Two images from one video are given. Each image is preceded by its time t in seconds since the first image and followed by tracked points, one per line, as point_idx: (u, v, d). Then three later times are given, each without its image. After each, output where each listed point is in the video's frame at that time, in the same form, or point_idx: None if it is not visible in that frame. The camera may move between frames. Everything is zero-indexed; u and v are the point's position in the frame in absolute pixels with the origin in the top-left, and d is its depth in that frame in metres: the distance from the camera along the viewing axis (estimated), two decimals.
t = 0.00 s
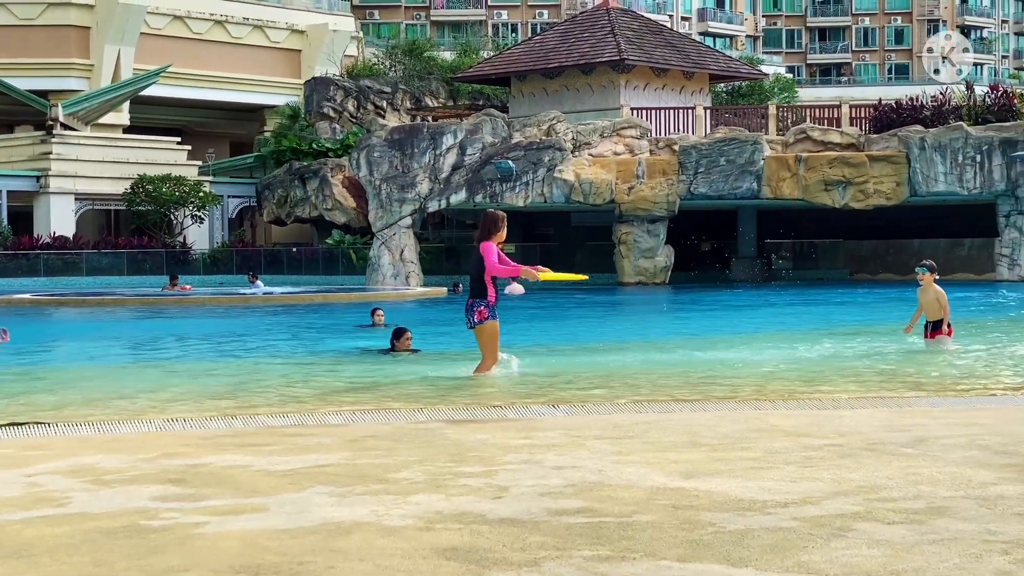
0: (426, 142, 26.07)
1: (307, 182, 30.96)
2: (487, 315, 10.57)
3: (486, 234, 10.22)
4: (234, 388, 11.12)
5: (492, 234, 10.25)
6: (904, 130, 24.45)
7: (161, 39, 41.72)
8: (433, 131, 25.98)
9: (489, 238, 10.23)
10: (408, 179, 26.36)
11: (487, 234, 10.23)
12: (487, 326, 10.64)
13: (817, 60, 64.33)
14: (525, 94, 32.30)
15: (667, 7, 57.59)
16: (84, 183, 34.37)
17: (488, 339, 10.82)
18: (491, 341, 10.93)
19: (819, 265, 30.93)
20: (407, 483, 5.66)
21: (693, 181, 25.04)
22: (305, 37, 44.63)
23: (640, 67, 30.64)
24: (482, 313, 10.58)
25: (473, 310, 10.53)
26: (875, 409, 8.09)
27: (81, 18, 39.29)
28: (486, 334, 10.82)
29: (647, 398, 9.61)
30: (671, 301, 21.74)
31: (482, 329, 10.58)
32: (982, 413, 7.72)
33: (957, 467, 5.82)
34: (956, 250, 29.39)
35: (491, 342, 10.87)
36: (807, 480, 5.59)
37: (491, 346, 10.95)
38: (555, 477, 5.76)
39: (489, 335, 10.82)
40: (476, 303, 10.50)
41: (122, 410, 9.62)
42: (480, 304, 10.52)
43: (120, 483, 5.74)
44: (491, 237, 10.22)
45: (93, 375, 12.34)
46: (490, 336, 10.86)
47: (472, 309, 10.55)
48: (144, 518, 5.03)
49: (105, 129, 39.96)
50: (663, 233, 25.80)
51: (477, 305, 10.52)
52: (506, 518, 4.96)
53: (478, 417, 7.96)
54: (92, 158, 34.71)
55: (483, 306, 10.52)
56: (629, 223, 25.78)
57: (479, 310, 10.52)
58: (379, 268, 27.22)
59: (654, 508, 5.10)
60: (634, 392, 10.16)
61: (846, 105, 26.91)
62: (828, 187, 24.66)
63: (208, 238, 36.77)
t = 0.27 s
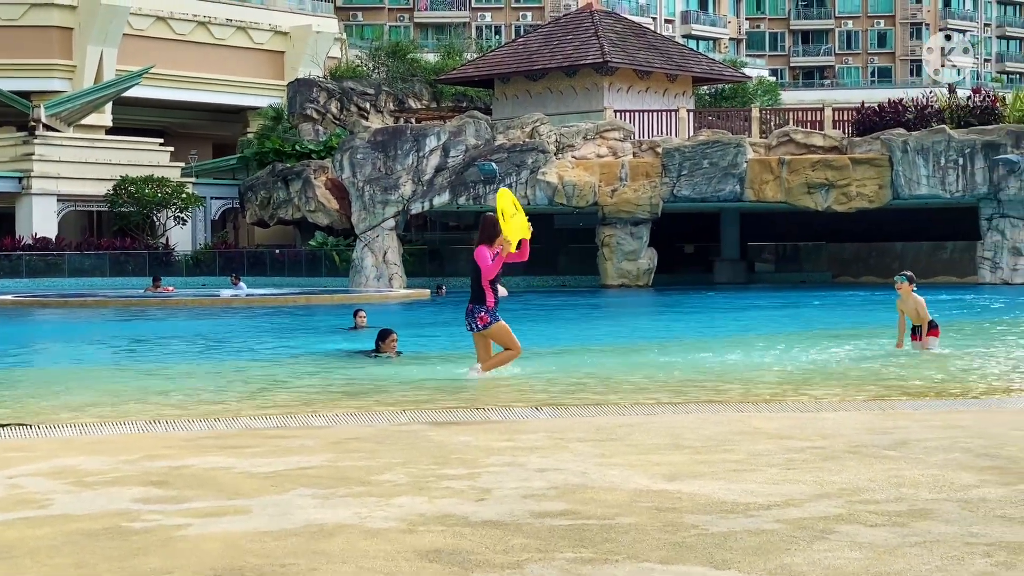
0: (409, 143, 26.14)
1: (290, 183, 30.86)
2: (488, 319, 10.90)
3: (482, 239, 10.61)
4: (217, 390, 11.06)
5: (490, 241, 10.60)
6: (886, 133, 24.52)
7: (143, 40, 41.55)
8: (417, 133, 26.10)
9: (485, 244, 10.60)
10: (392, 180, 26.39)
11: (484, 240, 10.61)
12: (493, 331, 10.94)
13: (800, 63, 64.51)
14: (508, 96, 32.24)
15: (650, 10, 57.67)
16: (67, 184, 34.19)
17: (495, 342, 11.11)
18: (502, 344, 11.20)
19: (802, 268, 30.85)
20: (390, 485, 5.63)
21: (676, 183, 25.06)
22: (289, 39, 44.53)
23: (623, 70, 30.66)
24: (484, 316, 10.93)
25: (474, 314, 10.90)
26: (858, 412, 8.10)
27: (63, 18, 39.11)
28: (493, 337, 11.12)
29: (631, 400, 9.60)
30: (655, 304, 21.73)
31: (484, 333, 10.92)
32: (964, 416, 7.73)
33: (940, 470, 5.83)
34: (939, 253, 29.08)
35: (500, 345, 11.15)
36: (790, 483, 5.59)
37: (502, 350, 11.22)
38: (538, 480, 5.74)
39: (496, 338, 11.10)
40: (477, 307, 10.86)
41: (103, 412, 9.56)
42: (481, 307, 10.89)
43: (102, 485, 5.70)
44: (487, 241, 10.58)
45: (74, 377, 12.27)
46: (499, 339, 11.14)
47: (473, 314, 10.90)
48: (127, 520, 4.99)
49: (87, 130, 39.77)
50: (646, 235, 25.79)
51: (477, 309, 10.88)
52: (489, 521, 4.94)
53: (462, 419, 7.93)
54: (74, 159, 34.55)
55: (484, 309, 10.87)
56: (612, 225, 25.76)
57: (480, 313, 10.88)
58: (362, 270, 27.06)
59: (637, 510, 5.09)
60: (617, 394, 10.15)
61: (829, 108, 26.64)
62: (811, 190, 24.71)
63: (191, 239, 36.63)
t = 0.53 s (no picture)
0: (398, 144, 25.99)
1: (279, 184, 30.79)
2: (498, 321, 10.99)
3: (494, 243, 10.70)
4: (206, 391, 11.04)
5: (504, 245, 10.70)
6: (874, 135, 24.58)
7: (132, 40, 41.43)
8: (405, 134, 25.92)
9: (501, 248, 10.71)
10: (381, 181, 26.31)
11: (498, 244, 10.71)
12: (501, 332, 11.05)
13: (789, 64, 64.74)
14: (497, 97, 32.25)
15: (640, 11, 57.79)
16: (56, 184, 34.10)
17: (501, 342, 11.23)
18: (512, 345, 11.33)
19: (790, 268, 30.91)
20: (379, 486, 5.62)
21: (665, 185, 25.08)
22: (278, 39, 44.45)
23: (612, 71, 30.69)
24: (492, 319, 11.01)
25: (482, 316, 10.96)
26: (845, 413, 8.11)
27: (52, 18, 38.99)
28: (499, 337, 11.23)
29: (620, 401, 9.61)
30: (643, 305, 21.75)
31: (492, 334, 11.00)
32: (950, 416, 7.76)
33: (927, 471, 5.84)
34: (926, 255, 29.19)
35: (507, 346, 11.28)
36: (779, 484, 5.59)
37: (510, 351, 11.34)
38: (527, 480, 5.74)
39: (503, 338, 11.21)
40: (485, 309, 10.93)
41: (92, 413, 9.52)
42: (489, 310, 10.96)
43: (90, 485, 5.68)
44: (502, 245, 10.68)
45: (62, 377, 12.22)
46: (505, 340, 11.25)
47: (481, 317, 10.96)
48: (115, 520, 4.97)
49: (76, 130, 39.65)
50: (635, 236, 25.80)
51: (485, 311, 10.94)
52: (478, 521, 4.94)
53: (450, 420, 7.93)
54: (63, 159, 34.45)
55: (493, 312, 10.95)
56: (601, 227, 25.77)
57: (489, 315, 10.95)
58: (351, 270, 27.20)
59: (626, 511, 5.09)
60: (606, 395, 10.17)
61: (818, 110, 26.91)
62: (799, 192, 24.78)
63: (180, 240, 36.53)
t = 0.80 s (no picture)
0: (392, 143, 26.08)
1: (273, 183, 30.76)
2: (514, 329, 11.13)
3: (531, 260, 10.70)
4: (200, 389, 11.03)
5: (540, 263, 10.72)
6: (869, 134, 24.58)
7: (126, 39, 41.39)
8: (400, 133, 26.04)
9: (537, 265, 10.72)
10: (375, 181, 26.35)
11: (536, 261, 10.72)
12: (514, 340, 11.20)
13: (783, 64, 64.80)
14: (492, 97, 32.27)
15: (635, 11, 57.83)
16: (50, 183, 34.04)
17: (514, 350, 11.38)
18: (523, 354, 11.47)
19: (785, 268, 30.86)
20: (373, 485, 5.62)
21: (659, 185, 25.09)
22: (272, 38, 44.41)
23: (607, 71, 30.68)
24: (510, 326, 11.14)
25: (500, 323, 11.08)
26: (839, 413, 8.12)
27: (47, 17, 38.94)
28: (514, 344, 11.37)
29: (615, 400, 9.61)
30: (638, 305, 21.75)
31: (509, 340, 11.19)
32: (943, 416, 7.77)
33: (921, 471, 5.85)
34: (921, 255, 29.30)
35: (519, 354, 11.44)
36: (773, 484, 5.60)
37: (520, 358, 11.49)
38: (520, 479, 5.74)
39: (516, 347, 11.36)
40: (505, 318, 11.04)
41: (86, 411, 9.51)
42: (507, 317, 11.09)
43: (84, 484, 5.67)
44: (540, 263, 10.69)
45: (57, 376, 12.20)
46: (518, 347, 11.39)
47: (500, 324, 11.07)
48: (109, 518, 4.96)
49: (70, 129, 39.59)
50: (629, 236, 25.82)
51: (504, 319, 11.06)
52: (472, 520, 4.93)
53: (444, 419, 7.93)
54: (57, 158, 34.40)
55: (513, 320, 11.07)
56: (595, 226, 25.80)
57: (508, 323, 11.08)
58: (345, 269, 27.09)
59: (620, 511, 5.08)
60: (601, 395, 10.17)
61: (813, 110, 26.95)
62: (794, 192, 24.78)
63: (174, 239, 36.49)
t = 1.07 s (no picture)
0: (392, 141, 26.06)
1: (273, 180, 30.77)
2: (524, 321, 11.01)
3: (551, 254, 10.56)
4: (200, 387, 11.02)
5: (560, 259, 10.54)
6: (869, 133, 24.59)
7: (126, 36, 41.37)
8: (399, 131, 25.98)
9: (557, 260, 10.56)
10: (375, 179, 26.34)
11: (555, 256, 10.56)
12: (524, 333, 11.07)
13: (783, 62, 64.74)
14: (492, 94, 32.24)
15: (634, 9, 57.79)
16: (50, 180, 34.03)
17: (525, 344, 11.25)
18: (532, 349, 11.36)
19: (784, 266, 30.89)
20: (372, 483, 5.62)
21: (659, 183, 25.09)
22: (272, 36, 44.41)
23: (607, 69, 30.67)
24: (522, 317, 11.02)
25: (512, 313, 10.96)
26: (838, 412, 8.11)
27: (47, 14, 38.91)
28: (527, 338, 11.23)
29: (614, 398, 9.61)
30: (638, 303, 21.74)
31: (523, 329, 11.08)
32: (944, 415, 7.76)
33: (921, 470, 5.85)
34: (920, 254, 29.49)
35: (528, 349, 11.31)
36: (772, 482, 5.59)
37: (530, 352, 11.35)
38: (519, 477, 5.73)
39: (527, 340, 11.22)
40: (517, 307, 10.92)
41: (86, 409, 9.51)
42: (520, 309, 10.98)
43: (84, 481, 5.67)
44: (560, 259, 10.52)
45: (56, 373, 12.19)
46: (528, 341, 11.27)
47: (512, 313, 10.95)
48: (109, 516, 4.96)
49: (70, 126, 39.56)
50: (629, 234, 25.82)
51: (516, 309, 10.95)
52: (471, 518, 4.93)
53: (444, 417, 7.93)
54: (57, 155, 34.37)
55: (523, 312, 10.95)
56: (594, 224, 25.81)
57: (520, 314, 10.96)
58: (345, 267, 27.14)
59: (619, 509, 5.09)
60: (600, 393, 10.17)
61: (812, 109, 26.97)
62: (794, 190, 24.78)
63: (174, 236, 36.48)
